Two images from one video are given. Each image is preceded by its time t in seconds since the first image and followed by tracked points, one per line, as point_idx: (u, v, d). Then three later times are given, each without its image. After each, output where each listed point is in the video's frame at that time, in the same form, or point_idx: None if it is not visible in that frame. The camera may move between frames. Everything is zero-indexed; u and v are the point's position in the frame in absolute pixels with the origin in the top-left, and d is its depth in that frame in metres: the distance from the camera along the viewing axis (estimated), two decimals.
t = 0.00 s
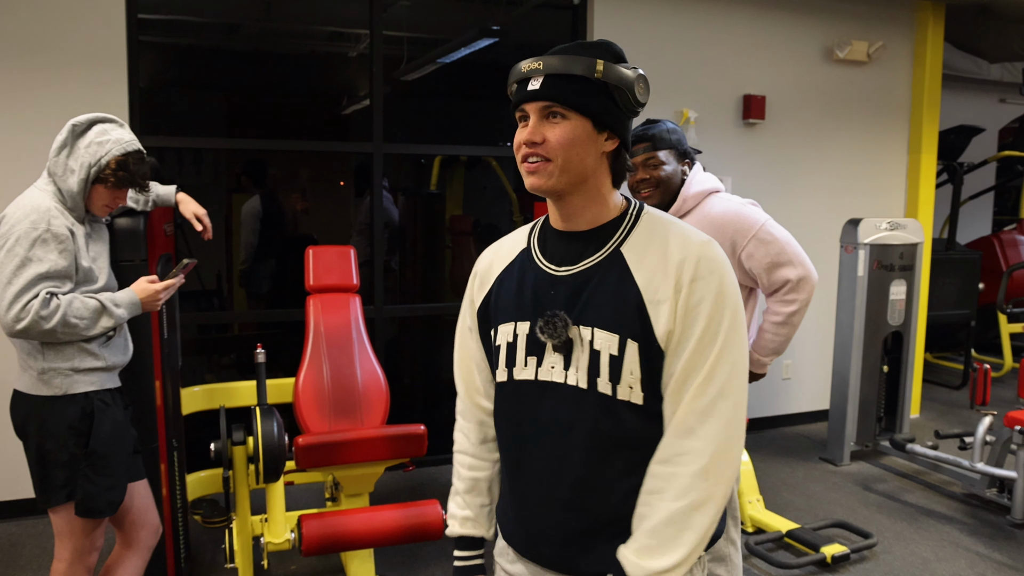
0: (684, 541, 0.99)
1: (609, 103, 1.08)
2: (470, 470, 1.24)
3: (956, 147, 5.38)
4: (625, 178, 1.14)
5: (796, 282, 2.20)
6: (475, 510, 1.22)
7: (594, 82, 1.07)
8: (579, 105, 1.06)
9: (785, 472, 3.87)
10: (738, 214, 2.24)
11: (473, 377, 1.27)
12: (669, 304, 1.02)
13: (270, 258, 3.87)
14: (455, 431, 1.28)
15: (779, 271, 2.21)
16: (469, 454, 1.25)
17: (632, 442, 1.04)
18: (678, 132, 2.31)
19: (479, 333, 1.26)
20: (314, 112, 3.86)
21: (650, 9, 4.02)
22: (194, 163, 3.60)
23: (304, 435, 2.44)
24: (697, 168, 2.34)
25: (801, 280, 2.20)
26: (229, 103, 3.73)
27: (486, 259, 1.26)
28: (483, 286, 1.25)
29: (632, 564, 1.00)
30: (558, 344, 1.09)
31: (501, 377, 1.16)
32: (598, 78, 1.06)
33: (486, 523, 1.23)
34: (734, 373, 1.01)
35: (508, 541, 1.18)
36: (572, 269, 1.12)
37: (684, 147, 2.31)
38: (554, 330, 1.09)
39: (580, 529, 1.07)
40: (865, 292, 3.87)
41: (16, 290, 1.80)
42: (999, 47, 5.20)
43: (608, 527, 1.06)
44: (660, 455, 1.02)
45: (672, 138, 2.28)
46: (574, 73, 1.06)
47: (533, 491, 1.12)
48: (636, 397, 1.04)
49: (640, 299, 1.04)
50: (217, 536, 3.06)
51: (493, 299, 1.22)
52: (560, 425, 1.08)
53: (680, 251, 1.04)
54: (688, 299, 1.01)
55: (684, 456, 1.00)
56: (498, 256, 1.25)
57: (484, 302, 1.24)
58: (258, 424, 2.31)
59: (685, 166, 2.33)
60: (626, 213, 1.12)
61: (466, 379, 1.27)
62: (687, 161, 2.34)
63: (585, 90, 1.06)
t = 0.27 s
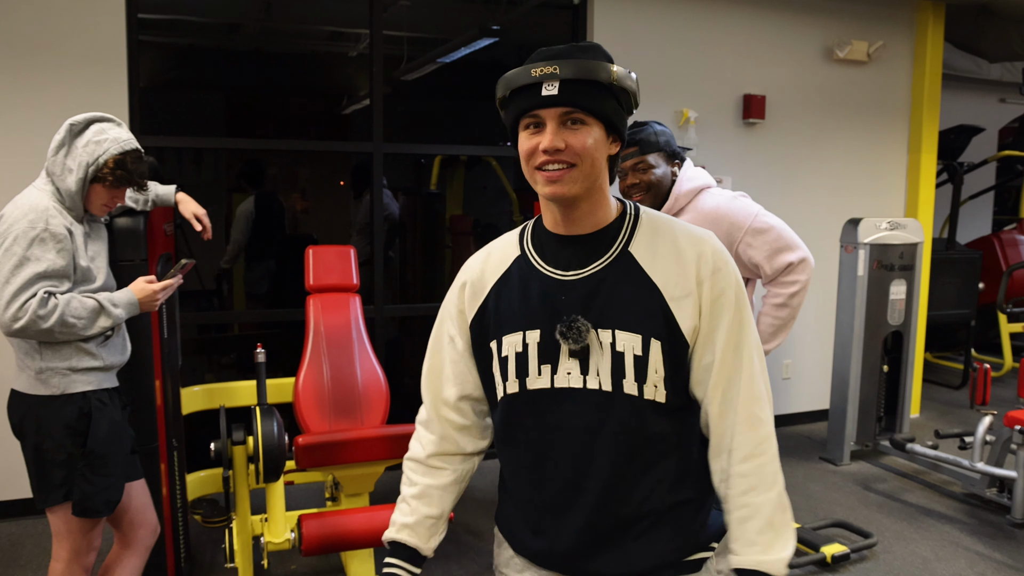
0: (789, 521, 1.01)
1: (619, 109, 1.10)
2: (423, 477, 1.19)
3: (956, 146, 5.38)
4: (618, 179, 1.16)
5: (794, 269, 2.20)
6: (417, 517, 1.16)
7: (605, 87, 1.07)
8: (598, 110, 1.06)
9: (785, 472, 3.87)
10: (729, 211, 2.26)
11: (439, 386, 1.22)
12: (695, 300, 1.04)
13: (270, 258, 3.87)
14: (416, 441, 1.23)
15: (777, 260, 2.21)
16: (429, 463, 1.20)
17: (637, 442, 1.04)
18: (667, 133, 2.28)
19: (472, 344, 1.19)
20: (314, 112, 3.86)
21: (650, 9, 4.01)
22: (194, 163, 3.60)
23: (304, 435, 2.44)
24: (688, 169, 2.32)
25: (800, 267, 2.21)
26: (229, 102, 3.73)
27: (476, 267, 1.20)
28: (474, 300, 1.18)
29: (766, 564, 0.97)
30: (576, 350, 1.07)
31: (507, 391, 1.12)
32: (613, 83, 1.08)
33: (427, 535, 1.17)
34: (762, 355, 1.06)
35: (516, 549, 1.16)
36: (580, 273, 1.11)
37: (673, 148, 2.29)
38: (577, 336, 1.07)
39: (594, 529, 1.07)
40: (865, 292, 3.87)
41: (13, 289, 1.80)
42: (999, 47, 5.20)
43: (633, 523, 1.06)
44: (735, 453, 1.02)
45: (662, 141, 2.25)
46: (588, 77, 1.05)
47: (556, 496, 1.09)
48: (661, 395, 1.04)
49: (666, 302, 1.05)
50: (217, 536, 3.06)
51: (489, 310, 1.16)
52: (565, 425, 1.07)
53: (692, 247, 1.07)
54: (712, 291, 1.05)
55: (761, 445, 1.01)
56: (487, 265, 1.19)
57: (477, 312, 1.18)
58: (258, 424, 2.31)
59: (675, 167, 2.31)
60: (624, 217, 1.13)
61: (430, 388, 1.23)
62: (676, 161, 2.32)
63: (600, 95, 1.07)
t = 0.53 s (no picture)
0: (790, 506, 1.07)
1: (617, 114, 1.10)
2: (456, 502, 1.17)
3: (956, 146, 5.37)
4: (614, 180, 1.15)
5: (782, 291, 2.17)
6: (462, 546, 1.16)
7: (604, 92, 1.08)
8: (600, 116, 1.07)
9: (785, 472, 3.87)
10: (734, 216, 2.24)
11: (455, 406, 1.18)
12: (702, 300, 1.07)
13: (270, 258, 3.86)
14: (433, 463, 1.19)
15: (772, 272, 2.18)
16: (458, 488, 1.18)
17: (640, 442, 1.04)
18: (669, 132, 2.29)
19: (472, 358, 1.16)
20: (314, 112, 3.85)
21: (650, 9, 4.01)
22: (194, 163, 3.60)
23: (304, 435, 2.44)
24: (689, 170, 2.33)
25: (794, 283, 2.18)
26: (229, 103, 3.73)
27: (471, 277, 1.16)
28: (474, 310, 1.15)
29: (777, 553, 1.03)
30: (587, 356, 1.06)
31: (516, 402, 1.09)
32: (613, 88, 1.09)
33: (473, 557, 1.17)
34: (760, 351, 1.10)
35: (523, 559, 1.13)
36: (586, 279, 1.09)
37: (674, 147, 2.30)
38: (589, 342, 1.06)
39: (607, 535, 1.05)
40: (865, 292, 3.87)
41: (11, 289, 1.80)
42: (999, 47, 5.20)
43: (649, 525, 1.05)
44: (741, 449, 1.06)
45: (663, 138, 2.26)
46: (588, 82, 1.05)
47: (570, 503, 1.07)
48: (671, 396, 1.06)
49: (674, 305, 1.06)
50: (217, 536, 3.06)
51: (490, 321, 1.13)
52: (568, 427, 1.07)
53: (694, 247, 1.09)
54: (717, 291, 1.07)
55: (765, 439, 1.06)
56: (484, 274, 1.16)
57: (477, 323, 1.14)
58: (258, 424, 2.31)
59: (675, 166, 2.32)
60: (622, 221, 1.13)
61: (444, 408, 1.19)
62: (677, 161, 2.33)
63: (600, 101, 1.07)
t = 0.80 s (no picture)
0: (782, 511, 1.05)
1: (613, 111, 1.08)
2: (483, 505, 1.16)
3: (956, 147, 5.38)
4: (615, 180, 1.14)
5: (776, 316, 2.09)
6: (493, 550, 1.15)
7: (599, 88, 1.06)
8: (594, 112, 1.05)
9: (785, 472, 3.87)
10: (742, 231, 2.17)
11: (474, 408, 1.18)
12: (704, 298, 1.06)
13: (270, 258, 3.86)
14: (455, 466, 1.17)
15: (770, 284, 2.12)
16: (484, 493, 1.17)
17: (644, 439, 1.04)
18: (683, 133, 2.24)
19: (478, 361, 1.16)
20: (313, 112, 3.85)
21: (649, 9, 4.02)
22: (194, 163, 3.60)
23: (304, 435, 2.44)
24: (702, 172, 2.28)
25: (793, 298, 2.10)
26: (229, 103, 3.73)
27: (474, 278, 1.17)
28: (480, 311, 1.15)
29: (754, 556, 1.02)
30: (589, 358, 1.06)
31: (521, 403, 1.10)
32: (606, 84, 1.06)
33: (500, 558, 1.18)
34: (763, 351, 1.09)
35: (527, 557, 1.14)
36: (588, 279, 1.09)
37: (686, 148, 2.25)
38: (590, 343, 1.06)
39: (611, 536, 1.05)
40: (865, 293, 3.87)
41: (8, 289, 1.80)
42: (999, 47, 5.20)
43: (654, 525, 1.06)
44: (732, 447, 1.06)
45: (674, 139, 2.21)
46: (581, 79, 1.04)
47: (577, 504, 1.07)
48: (675, 395, 1.05)
49: (675, 303, 1.06)
50: (217, 536, 3.06)
51: (496, 322, 1.13)
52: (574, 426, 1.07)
53: (696, 245, 1.09)
54: (719, 289, 1.07)
55: (758, 440, 1.05)
56: (490, 277, 1.16)
57: (483, 325, 1.15)
58: (258, 424, 2.31)
59: (685, 167, 2.26)
60: (623, 218, 1.13)
61: (463, 411, 1.17)
62: (688, 162, 2.27)
63: (593, 98, 1.05)
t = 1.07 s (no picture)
0: (772, 515, 0.99)
1: (559, 109, 1.07)
2: (495, 510, 1.17)
3: (956, 146, 5.37)
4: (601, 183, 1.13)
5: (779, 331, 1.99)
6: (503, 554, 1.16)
7: (538, 91, 1.07)
8: (529, 116, 1.06)
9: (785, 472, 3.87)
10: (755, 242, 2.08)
11: (488, 415, 1.20)
12: (681, 294, 1.03)
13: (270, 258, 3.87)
14: (470, 472, 1.20)
15: (767, 291, 2.07)
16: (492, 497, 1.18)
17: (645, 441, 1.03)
18: (693, 142, 2.17)
19: (484, 368, 1.21)
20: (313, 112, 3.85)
21: (650, 9, 4.02)
22: (194, 163, 3.60)
23: (304, 435, 2.45)
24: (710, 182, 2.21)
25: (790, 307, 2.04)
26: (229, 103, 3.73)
27: (478, 290, 1.23)
28: (481, 318, 1.21)
29: (736, 559, 0.97)
30: (573, 358, 1.07)
31: (519, 404, 1.13)
32: (539, 86, 1.06)
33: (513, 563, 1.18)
34: (761, 346, 1.03)
35: (539, 558, 1.15)
36: (572, 280, 1.10)
37: (693, 159, 2.18)
38: (569, 344, 1.07)
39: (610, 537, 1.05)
40: (865, 293, 3.87)
41: (9, 288, 1.80)
42: (999, 47, 5.20)
43: (649, 526, 1.04)
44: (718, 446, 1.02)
45: (680, 149, 2.15)
46: (514, 87, 1.07)
47: (574, 500, 1.09)
48: (662, 394, 1.03)
49: (654, 300, 1.04)
50: (217, 536, 3.06)
51: (494, 329, 1.18)
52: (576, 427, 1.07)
53: (678, 241, 1.06)
54: (701, 285, 1.03)
55: (745, 439, 1.00)
56: (492, 286, 1.21)
57: (484, 331, 1.20)
58: (258, 424, 2.31)
59: (690, 178, 2.21)
60: (610, 217, 1.12)
61: (477, 417, 1.20)
62: (694, 173, 2.21)
63: (528, 101, 1.06)
